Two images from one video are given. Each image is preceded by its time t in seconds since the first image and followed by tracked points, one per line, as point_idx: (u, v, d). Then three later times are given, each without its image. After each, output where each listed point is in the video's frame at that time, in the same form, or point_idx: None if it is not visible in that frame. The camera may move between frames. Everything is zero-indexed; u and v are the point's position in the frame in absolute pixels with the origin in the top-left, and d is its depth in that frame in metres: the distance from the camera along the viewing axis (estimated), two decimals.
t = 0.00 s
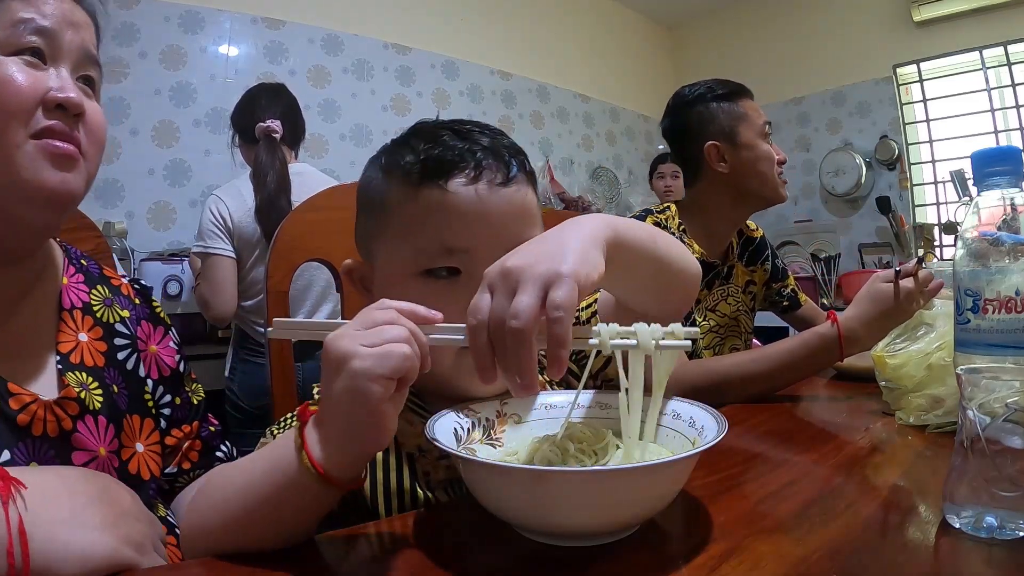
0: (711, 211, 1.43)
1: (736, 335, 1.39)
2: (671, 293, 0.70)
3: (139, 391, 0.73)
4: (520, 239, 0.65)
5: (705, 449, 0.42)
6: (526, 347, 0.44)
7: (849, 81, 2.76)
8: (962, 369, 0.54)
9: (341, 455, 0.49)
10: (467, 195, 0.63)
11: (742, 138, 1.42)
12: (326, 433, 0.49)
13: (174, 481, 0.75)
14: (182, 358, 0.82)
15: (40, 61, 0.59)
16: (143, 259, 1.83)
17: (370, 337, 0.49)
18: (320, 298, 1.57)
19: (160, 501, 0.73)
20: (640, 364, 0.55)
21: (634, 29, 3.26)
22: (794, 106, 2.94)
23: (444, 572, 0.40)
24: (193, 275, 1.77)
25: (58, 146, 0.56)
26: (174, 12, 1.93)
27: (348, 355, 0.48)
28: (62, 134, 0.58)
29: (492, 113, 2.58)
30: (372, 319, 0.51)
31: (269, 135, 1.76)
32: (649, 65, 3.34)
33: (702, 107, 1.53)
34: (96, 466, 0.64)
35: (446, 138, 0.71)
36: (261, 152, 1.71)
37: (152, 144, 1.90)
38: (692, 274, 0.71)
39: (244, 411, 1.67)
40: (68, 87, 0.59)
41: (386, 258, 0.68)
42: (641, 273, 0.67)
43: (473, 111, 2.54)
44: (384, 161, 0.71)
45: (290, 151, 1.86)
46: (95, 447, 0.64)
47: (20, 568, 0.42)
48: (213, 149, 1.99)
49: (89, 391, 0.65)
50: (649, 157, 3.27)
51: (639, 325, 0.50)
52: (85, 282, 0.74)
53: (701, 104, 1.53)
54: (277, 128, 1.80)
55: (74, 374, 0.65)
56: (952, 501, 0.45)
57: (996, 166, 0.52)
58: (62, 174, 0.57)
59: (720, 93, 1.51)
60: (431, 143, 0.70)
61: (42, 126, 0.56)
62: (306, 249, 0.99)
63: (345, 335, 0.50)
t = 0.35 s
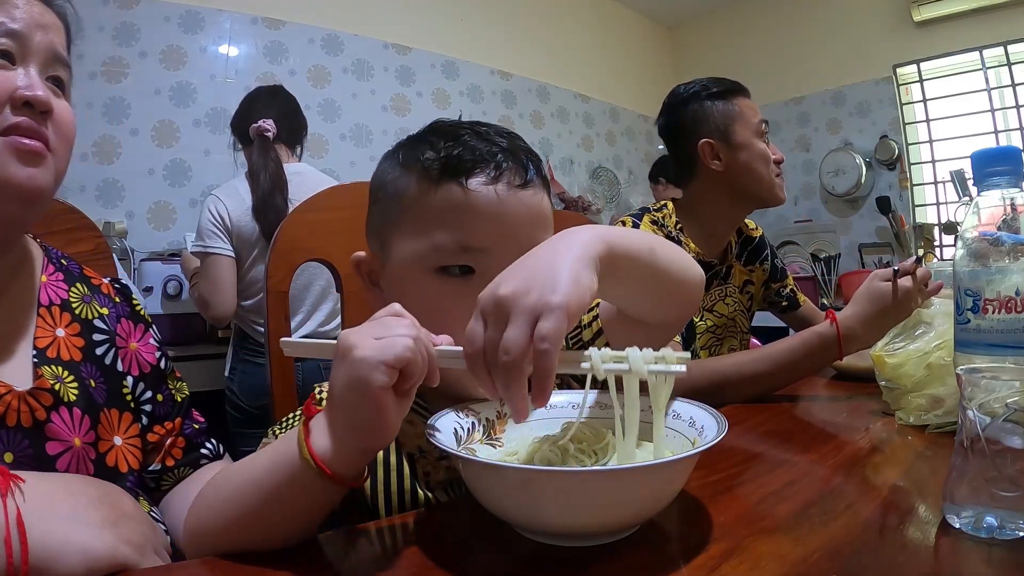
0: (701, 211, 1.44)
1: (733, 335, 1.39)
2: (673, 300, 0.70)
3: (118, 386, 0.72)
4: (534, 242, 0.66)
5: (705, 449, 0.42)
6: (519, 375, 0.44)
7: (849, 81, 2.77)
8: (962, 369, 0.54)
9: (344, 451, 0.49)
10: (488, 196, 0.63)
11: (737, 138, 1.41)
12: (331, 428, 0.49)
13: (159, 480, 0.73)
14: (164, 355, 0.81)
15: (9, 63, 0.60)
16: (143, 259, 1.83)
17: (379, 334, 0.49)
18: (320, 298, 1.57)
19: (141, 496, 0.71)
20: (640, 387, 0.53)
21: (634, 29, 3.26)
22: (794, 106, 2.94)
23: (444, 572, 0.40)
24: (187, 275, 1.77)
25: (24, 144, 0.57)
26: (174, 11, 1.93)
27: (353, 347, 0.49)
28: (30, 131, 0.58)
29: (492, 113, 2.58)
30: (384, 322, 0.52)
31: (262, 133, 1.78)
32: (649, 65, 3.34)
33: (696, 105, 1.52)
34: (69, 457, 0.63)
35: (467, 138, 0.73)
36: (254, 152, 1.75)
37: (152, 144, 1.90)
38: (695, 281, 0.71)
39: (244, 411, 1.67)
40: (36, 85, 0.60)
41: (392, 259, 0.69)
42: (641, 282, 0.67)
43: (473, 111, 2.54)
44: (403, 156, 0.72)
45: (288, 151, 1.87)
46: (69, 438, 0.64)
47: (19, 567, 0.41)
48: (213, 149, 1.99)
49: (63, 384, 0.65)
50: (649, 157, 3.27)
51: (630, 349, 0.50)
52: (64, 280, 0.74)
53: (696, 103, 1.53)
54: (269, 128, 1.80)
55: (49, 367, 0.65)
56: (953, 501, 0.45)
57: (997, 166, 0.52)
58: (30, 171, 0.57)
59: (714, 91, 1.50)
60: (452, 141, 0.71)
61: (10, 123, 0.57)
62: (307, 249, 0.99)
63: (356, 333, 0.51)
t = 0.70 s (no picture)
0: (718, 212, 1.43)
1: (744, 336, 1.42)
2: (676, 299, 0.70)
3: (115, 383, 0.72)
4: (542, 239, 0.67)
5: (705, 449, 0.42)
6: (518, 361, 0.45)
7: (849, 81, 2.76)
8: (962, 369, 0.54)
9: (361, 448, 0.49)
10: (501, 190, 0.64)
11: (763, 142, 1.39)
12: (346, 427, 0.49)
13: (156, 479, 0.73)
14: (161, 353, 0.81)
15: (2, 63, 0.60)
16: (143, 259, 1.83)
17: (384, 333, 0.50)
18: (320, 298, 1.57)
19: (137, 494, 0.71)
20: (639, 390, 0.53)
21: (634, 29, 3.26)
22: (794, 106, 2.94)
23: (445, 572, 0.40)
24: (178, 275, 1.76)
25: (15, 148, 0.57)
26: (175, 12, 1.93)
27: (362, 352, 0.49)
28: (21, 131, 0.58)
29: (491, 113, 2.58)
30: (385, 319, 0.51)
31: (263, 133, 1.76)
32: (649, 65, 3.34)
33: (722, 107, 1.50)
34: (66, 453, 0.63)
35: (478, 135, 0.74)
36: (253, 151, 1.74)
37: (152, 144, 1.90)
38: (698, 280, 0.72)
39: (244, 411, 1.67)
40: (27, 84, 0.61)
41: (395, 258, 0.69)
42: (641, 279, 0.67)
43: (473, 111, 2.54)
44: (414, 152, 0.72)
45: (287, 152, 1.87)
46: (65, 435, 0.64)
47: (19, 567, 0.41)
48: (213, 149, 1.99)
49: (59, 380, 0.65)
50: (649, 157, 3.27)
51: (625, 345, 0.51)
52: (61, 277, 0.74)
53: (722, 104, 1.50)
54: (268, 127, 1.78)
55: (45, 363, 0.65)
56: (952, 501, 0.45)
57: (997, 166, 0.52)
58: (20, 175, 0.57)
59: (741, 93, 1.48)
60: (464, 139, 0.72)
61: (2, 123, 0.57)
62: (307, 249, 0.99)
63: (359, 333, 0.50)
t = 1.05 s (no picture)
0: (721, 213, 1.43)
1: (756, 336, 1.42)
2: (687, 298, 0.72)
3: (123, 385, 0.72)
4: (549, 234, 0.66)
5: (705, 449, 0.42)
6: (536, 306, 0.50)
7: (849, 81, 2.77)
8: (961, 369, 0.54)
9: (366, 447, 0.50)
10: (506, 186, 0.64)
11: (779, 146, 1.39)
12: (347, 432, 0.49)
13: (162, 480, 0.73)
14: (167, 354, 0.81)
15: (15, 67, 0.60)
16: (143, 258, 1.84)
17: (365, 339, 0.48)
18: (320, 297, 1.57)
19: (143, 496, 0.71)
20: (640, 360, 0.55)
21: (634, 29, 3.26)
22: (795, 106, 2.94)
23: (444, 572, 0.40)
24: (179, 275, 1.76)
25: (28, 154, 0.57)
26: (175, 12, 1.93)
27: (347, 365, 0.47)
28: (36, 139, 0.58)
29: (491, 113, 2.59)
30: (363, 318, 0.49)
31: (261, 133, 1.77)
32: (650, 65, 3.34)
33: (740, 108, 1.49)
34: (75, 456, 0.63)
35: (484, 134, 0.74)
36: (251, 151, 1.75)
37: (152, 144, 1.90)
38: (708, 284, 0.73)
39: (245, 411, 1.67)
40: (42, 89, 0.61)
41: (398, 259, 0.69)
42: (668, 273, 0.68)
43: (473, 111, 2.54)
44: (420, 152, 0.72)
45: (286, 151, 1.87)
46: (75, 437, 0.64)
47: (20, 567, 0.41)
48: (213, 149, 1.99)
49: (69, 382, 0.65)
50: (649, 157, 3.27)
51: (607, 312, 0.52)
52: (68, 279, 0.74)
53: (740, 105, 1.49)
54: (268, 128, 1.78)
55: (54, 365, 0.65)
56: (952, 501, 0.45)
57: (997, 166, 0.52)
58: (32, 178, 0.57)
59: (762, 95, 1.46)
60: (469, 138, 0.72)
61: (17, 130, 0.57)
62: (307, 249, 0.99)
63: (337, 344, 0.48)
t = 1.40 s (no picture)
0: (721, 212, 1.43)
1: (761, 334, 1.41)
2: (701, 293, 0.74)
3: (122, 386, 0.72)
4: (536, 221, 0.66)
5: (705, 449, 0.42)
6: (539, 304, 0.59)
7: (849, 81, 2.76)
8: (962, 369, 0.54)
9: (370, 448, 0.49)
10: (484, 175, 0.64)
11: (780, 147, 1.38)
12: (357, 445, 0.48)
13: (161, 480, 0.73)
14: (166, 355, 0.81)
15: (15, 66, 0.61)
16: (143, 258, 1.84)
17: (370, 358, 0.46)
18: (320, 297, 1.57)
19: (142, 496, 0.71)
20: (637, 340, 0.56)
21: (634, 29, 3.26)
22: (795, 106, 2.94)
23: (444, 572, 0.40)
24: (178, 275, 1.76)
25: (26, 154, 0.57)
26: (175, 12, 1.93)
27: (364, 402, 0.46)
28: (33, 138, 0.58)
29: (491, 113, 2.59)
30: (365, 338, 0.46)
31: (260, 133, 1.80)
32: (649, 64, 3.34)
33: (741, 109, 1.48)
34: (74, 457, 0.63)
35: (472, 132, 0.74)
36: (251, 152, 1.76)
37: (152, 144, 1.90)
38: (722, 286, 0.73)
39: (244, 411, 1.67)
40: (40, 89, 0.61)
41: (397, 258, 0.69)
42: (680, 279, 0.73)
43: (473, 111, 2.54)
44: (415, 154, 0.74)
45: (285, 152, 1.88)
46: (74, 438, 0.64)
47: (20, 567, 0.41)
48: (213, 149, 1.99)
49: (68, 383, 0.65)
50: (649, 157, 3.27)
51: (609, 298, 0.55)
52: (67, 279, 0.74)
53: (740, 105, 1.49)
54: (267, 128, 1.82)
55: (54, 366, 0.65)
56: (952, 501, 0.45)
57: (997, 166, 0.52)
58: (31, 180, 0.57)
59: (765, 97, 1.45)
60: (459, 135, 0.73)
61: (15, 129, 0.57)
62: (308, 249, 0.99)
63: (343, 374, 0.46)
